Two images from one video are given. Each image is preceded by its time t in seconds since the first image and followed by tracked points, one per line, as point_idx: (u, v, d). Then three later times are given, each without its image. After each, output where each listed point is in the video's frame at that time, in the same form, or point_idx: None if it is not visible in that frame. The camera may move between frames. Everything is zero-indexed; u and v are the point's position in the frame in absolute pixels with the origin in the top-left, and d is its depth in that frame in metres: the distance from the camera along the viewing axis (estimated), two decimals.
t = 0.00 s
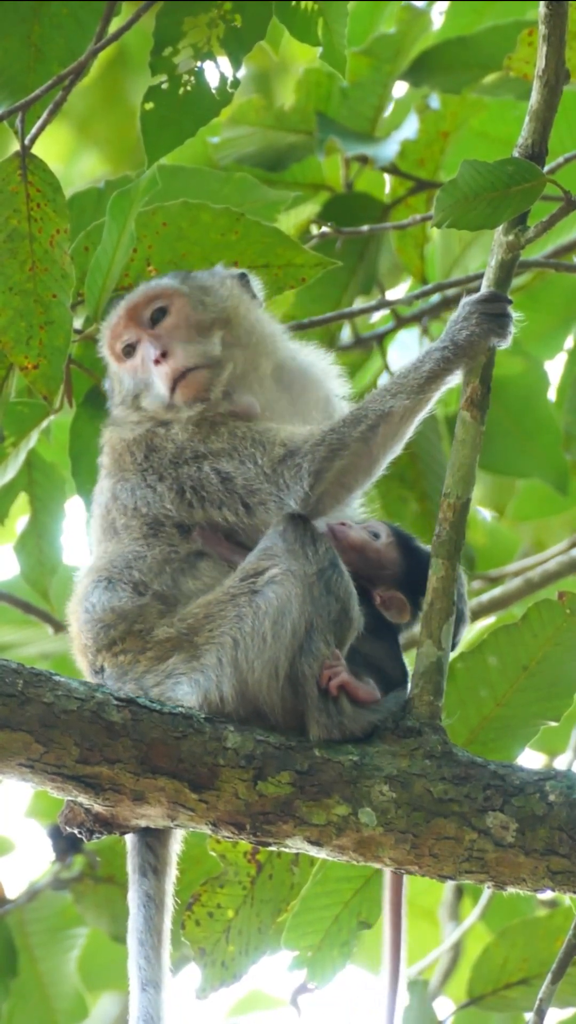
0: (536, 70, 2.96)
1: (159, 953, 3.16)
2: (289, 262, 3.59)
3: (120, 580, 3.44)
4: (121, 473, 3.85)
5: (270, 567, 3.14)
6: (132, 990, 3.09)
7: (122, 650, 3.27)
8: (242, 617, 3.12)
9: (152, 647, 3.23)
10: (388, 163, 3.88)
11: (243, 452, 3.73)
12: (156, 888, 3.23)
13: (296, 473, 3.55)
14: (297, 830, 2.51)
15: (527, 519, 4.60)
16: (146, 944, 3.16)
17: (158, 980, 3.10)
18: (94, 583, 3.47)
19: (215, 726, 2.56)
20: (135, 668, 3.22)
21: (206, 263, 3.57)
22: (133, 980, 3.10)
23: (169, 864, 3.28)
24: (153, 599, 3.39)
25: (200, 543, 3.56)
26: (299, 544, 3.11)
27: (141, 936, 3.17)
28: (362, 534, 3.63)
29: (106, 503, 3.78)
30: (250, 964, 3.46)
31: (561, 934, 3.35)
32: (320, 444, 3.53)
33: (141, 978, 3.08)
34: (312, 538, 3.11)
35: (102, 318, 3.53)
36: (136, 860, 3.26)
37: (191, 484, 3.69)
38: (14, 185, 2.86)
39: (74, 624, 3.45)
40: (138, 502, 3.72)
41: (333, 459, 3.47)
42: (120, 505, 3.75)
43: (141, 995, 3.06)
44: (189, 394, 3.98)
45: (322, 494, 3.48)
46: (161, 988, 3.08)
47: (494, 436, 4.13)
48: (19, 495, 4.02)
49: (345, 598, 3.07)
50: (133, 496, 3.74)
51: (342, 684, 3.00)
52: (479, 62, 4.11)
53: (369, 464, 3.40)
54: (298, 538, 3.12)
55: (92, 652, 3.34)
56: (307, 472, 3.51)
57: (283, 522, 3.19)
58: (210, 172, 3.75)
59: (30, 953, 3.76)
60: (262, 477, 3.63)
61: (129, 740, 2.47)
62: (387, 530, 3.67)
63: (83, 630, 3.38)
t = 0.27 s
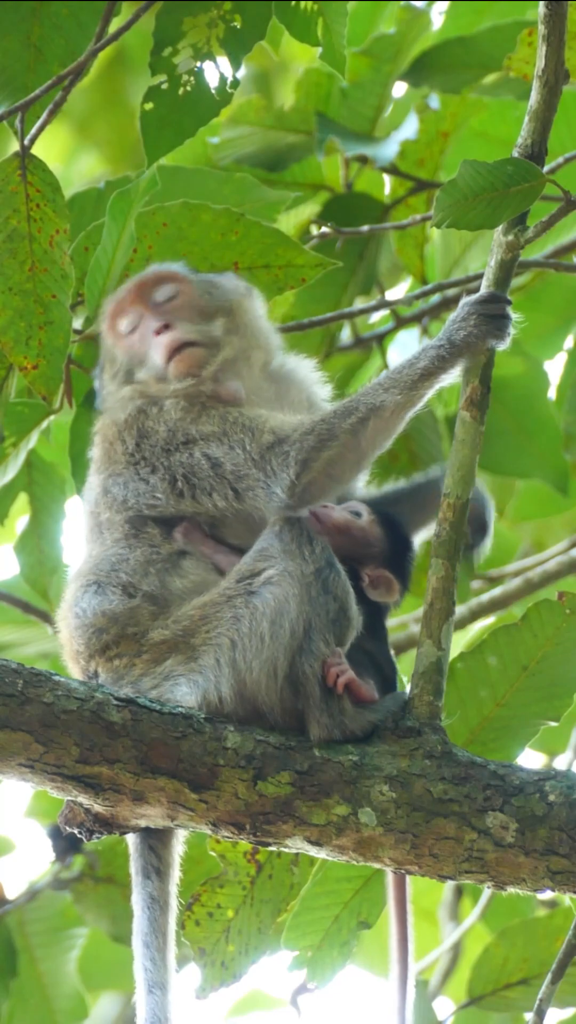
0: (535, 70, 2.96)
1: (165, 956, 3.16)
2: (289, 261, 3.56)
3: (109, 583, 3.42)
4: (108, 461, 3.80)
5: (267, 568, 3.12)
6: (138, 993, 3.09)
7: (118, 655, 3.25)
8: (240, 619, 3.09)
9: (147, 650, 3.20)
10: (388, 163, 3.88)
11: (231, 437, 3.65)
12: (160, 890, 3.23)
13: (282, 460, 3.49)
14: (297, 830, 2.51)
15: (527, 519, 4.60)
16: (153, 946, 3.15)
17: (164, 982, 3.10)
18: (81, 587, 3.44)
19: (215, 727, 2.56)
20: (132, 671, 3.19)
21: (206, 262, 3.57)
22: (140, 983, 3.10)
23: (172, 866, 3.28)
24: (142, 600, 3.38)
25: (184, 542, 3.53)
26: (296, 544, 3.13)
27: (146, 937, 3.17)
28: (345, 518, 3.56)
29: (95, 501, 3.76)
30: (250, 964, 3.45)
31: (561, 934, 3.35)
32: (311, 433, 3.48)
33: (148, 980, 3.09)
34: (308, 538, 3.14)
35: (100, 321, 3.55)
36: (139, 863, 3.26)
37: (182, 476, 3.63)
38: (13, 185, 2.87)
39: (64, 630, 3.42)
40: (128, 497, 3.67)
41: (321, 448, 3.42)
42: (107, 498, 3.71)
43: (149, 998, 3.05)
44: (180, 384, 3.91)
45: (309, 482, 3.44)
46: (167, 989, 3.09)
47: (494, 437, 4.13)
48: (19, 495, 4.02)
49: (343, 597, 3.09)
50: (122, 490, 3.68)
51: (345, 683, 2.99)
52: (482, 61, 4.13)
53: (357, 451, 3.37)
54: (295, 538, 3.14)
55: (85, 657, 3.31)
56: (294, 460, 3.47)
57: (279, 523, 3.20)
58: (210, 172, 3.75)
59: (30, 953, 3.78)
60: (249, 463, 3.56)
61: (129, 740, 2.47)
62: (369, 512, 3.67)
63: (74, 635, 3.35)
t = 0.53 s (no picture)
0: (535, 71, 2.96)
1: (181, 964, 3.18)
2: (289, 261, 3.50)
3: (93, 578, 3.27)
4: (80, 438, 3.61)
5: (261, 568, 3.10)
6: (156, 1001, 3.13)
7: (109, 656, 3.14)
8: (236, 620, 3.06)
9: (142, 652, 3.10)
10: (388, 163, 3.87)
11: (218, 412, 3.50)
12: (170, 896, 3.26)
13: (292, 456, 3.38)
14: (296, 830, 2.51)
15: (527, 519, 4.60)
16: (168, 956, 3.18)
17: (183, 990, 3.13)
18: (62, 581, 3.30)
19: (215, 727, 2.57)
20: (126, 673, 3.10)
21: (207, 262, 3.51)
22: (158, 990, 3.14)
23: (179, 870, 3.30)
24: (129, 600, 3.23)
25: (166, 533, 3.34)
26: (290, 544, 3.11)
27: (161, 946, 3.20)
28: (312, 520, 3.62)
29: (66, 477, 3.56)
30: (250, 964, 3.45)
31: (561, 934, 3.35)
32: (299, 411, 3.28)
33: (167, 989, 3.13)
34: (302, 538, 3.12)
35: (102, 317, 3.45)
36: (148, 870, 3.27)
37: (164, 458, 3.46)
38: (13, 185, 2.88)
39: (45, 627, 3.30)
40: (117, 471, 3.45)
41: (305, 425, 3.23)
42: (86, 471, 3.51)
43: (169, 1006, 3.10)
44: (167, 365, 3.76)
45: (289, 459, 3.23)
46: (186, 998, 3.13)
47: (494, 437, 4.13)
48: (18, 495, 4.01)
49: (339, 597, 3.09)
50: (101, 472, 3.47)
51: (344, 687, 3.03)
52: (482, 62, 4.12)
53: (342, 434, 3.21)
54: (288, 539, 3.12)
55: (69, 655, 3.20)
56: (276, 435, 3.27)
57: (270, 523, 3.16)
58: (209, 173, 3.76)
59: (29, 953, 3.78)
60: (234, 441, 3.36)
61: (129, 740, 2.47)
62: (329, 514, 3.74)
63: (57, 634, 3.24)
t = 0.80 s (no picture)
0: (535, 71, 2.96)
1: (183, 976, 3.19)
2: (289, 262, 3.48)
3: (97, 574, 3.25)
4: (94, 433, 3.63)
5: (260, 568, 3.10)
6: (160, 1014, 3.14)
7: (109, 652, 3.13)
8: (236, 621, 3.05)
9: (141, 651, 3.09)
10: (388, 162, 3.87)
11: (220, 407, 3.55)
12: (171, 901, 3.27)
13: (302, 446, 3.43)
14: (296, 830, 2.51)
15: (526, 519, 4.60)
16: (171, 967, 3.19)
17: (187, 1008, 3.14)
18: (64, 573, 3.28)
19: (214, 726, 2.58)
20: (125, 671, 3.08)
21: (207, 262, 3.51)
22: (161, 1005, 3.15)
23: (178, 873, 3.32)
24: (131, 599, 3.22)
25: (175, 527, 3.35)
26: (288, 544, 3.12)
27: (164, 957, 3.20)
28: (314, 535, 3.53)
29: (81, 465, 3.55)
30: (250, 964, 3.45)
31: (560, 934, 3.35)
32: (301, 403, 3.30)
33: (172, 1006, 3.13)
34: (301, 537, 3.13)
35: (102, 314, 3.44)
36: (148, 874, 3.28)
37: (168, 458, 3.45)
38: (13, 185, 2.87)
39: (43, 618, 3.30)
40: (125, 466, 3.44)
41: (306, 415, 3.23)
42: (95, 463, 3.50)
43: None
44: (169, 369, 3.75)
45: (289, 448, 3.23)
46: (191, 1015, 3.14)
47: (493, 437, 4.13)
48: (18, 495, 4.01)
49: (338, 596, 3.11)
50: (113, 466, 3.46)
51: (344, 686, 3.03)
52: (482, 62, 4.13)
53: (341, 427, 3.18)
54: (287, 537, 3.13)
55: (67, 649, 3.19)
56: (278, 425, 3.29)
57: (269, 522, 3.17)
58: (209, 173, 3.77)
59: (29, 953, 3.77)
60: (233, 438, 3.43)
61: (129, 740, 2.46)
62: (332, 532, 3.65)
63: (54, 628, 3.23)
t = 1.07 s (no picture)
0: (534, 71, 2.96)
1: (178, 974, 3.17)
2: (288, 261, 3.47)
3: (111, 561, 3.28)
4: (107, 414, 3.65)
5: (262, 568, 3.10)
6: (155, 1012, 3.12)
7: (113, 645, 3.14)
8: (239, 621, 3.05)
9: (145, 645, 3.10)
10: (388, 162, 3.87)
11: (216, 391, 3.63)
12: (168, 900, 3.28)
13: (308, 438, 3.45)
14: (296, 830, 2.50)
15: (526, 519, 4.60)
16: (167, 966, 3.17)
17: (181, 1006, 3.12)
18: (76, 555, 3.30)
19: (214, 727, 2.58)
20: (128, 667, 3.08)
21: (205, 261, 3.51)
22: (156, 1004, 3.13)
23: (175, 871, 3.32)
24: (141, 592, 3.25)
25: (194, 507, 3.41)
26: (291, 543, 3.12)
27: (161, 957, 3.19)
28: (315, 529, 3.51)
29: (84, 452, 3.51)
30: (250, 964, 3.45)
31: (560, 934, 3.35)
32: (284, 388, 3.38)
33: (167, 1004, 3.11)
34: (303, 537, 3.13)
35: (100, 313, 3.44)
36: (146, 873, 3.29)
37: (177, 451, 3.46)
38: (12, 185, 2.88)
39: (48, 602, 3.31)
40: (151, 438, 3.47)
41: (288, 396, 3.32)
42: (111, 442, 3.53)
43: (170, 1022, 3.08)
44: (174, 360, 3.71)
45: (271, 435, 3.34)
46: (186, 1014, 3.11)
47: (493, 437, 4.13)
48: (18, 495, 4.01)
49: (340, 596, 3.12)
50: (121, 451, 3.45)
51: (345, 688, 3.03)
52: (481, 61, 4.14)
53: (320, 412, 3.28)
54: (289, 536, 3.13)
55: (71, 638, 3.20)
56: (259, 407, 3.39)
57: (271, 520, 3.17)
58: (209, 172, 3.76)
59: (29, 953, 3.77)
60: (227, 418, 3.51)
61: (129, 740, 2.46)
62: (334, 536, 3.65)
63: (59, 612, 3.24)
